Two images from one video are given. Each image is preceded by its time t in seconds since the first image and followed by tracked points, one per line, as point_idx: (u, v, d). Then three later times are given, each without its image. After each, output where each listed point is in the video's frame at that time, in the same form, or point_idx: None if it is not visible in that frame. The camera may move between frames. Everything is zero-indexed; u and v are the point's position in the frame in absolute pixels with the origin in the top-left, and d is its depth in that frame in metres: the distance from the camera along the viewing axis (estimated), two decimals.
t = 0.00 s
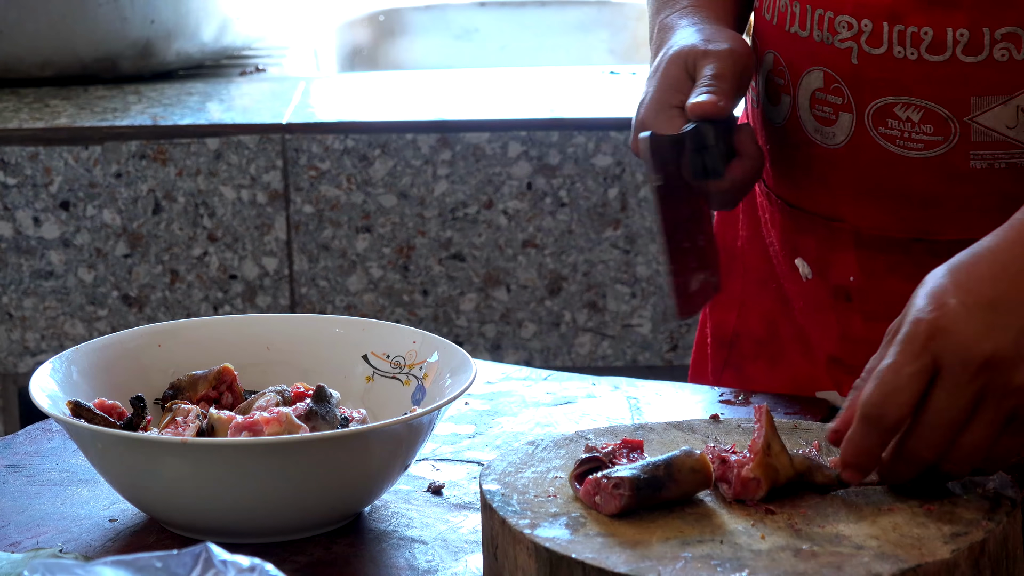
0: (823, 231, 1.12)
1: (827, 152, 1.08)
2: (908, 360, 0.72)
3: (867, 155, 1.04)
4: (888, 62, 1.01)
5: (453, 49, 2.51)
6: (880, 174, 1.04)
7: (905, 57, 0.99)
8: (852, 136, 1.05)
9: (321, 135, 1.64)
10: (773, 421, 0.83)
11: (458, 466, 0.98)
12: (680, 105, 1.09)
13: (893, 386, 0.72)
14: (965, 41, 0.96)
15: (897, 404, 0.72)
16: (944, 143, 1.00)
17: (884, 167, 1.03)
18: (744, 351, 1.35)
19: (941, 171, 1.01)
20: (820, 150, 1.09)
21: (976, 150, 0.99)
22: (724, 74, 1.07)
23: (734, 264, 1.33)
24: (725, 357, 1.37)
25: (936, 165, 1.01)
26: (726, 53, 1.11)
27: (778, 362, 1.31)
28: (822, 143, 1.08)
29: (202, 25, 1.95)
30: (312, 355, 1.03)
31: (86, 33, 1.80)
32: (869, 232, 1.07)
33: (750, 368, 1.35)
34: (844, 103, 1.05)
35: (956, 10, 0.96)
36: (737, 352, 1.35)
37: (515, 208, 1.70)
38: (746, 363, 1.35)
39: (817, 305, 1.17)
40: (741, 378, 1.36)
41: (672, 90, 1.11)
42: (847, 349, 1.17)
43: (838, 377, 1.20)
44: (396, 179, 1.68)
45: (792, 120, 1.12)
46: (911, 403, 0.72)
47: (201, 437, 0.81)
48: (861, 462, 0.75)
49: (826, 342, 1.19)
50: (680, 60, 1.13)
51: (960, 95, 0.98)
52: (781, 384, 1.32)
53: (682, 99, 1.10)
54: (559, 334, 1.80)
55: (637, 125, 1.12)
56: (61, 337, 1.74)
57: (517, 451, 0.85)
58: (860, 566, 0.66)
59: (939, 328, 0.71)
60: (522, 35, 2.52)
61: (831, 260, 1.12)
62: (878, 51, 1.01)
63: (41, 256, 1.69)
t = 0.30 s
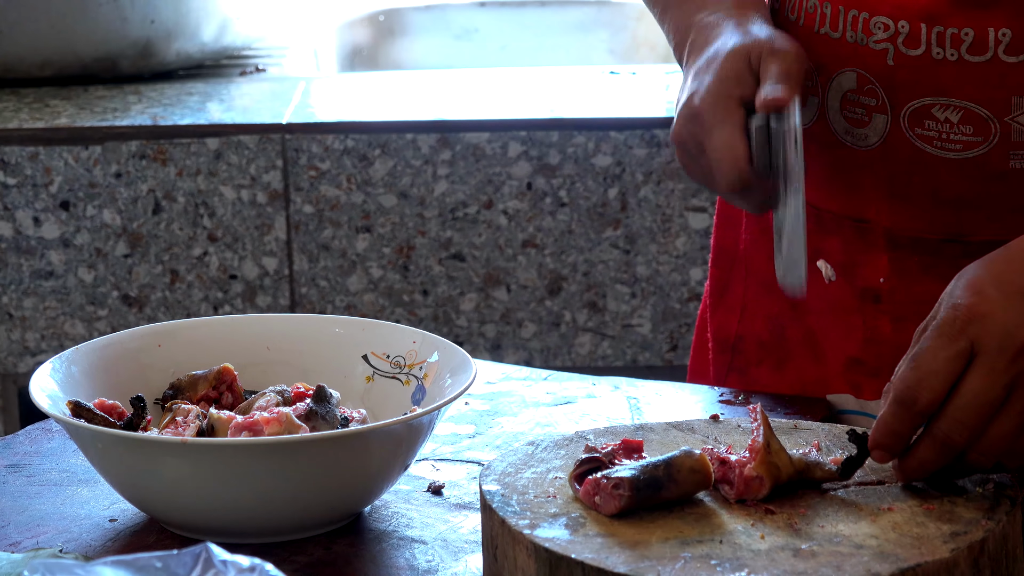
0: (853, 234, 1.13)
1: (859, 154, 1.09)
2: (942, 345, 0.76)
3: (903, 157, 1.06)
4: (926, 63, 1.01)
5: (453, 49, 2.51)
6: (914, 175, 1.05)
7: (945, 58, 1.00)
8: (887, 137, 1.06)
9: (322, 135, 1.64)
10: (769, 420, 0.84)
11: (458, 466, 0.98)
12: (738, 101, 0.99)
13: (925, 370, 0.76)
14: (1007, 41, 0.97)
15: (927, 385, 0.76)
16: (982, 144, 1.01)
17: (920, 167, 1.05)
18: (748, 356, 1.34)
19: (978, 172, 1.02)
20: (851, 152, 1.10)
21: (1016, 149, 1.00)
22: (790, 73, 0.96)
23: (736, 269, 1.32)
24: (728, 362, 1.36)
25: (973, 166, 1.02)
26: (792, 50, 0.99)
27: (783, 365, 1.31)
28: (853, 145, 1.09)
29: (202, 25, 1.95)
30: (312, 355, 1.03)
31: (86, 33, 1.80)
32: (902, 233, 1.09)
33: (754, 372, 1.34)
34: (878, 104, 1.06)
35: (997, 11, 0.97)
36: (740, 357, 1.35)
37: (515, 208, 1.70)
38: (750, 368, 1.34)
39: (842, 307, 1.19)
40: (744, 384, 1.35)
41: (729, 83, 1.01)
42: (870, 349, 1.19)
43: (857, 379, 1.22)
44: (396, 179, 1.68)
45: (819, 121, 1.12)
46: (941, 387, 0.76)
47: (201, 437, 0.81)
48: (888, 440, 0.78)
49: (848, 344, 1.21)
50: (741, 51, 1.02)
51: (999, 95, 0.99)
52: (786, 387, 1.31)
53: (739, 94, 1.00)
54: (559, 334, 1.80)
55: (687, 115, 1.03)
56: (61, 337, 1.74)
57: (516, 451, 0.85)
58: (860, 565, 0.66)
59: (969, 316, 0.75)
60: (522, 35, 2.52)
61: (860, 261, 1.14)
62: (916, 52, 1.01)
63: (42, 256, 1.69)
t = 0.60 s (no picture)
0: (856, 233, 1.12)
1: (863, 153, 1.09)
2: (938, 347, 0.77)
3: (909, 156, 1.06)
4: (933, 63, 1.01)
5: (453, 49, 2.50)
6: (917, 175, 1.06)
7: (952, 59, 1.00)
8: (892, 137, 1.07)
9: (322, 135, 1.64)
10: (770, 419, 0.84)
11: (458, 466, 0.98)
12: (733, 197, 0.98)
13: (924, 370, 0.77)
14: (1015, 43, 0.97)
15: (927, 385, 0.77)
16: (988, 145, 1.01)
17: (926, 167, 1.05)
18: (746, 352, 1.35)
19: (985, 173, 1.02)
20: (855, 151, 1.10)
21: (1021, 151, 1.01)
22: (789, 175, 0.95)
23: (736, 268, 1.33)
24: (727, 360, 1.37)
25: (978, 167, 1.02)
26: (790, 147, 0.99)
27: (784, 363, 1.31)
28: (858, 144, 1.10)
29: (202, 25, 1.96)
30: (312, 355, 1.03)
31: (86, 33, 1.80)
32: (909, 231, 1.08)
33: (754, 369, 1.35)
34: (884, 104, 1.06)
35: (1006, 13, 0.97)
36: (740, 355, 1.36)
37: (514, 208, 1.70)
38: (750, 364, 1.35)
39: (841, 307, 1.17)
40: (744, 381, 1.36)
41: (721, 177, 0.99)
42: (871, 348, 1.16)
43: (856, 381, 1.19)
44: (396, 179, 1.68)
45: (824, 120, 1.12)
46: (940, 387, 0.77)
47: (201, 436, 0.81)
48: (887, 437, 0.79)
49: (850, 342, 1.18)
50: (736, 143, 1.01)
51: (1006, 96, 0.99)
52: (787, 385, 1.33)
53: (736, 189, 0.99)
54: (559, 334, 1.80)
55: (678, 208, 1.02)
56: (61, 337, 1.74)
57: (516, 451, 0.85)
58: (862, 565, 0.66)
59: (964, 319, 0.76)
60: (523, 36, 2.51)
61: (862, 261, 1.13)
62: (924, 52, 1.01)
63: (42, 256, 1.69)
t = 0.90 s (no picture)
0: (851, 233, 1.13)
1: (861, 151, 1.09)
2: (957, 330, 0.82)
3: (905, 155, 1.06)
4: (932, 62, 1.01)
5: (453, 49, 2.50)
6: (914, 173, 1.06)
7: (950, 57, 1.00)
8: (889, 135, 1.06)
9: (322, 135, 1.64)
10: (765, 419, 0.84)
11: (458, 466, 0.98)
12: (722, 177, 0.98)
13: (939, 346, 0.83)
14: (1013, 42, 0.97)
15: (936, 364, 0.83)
16: (985, 145, 1.01)
17: (923, 166, 1.05)
18: (745, 351, 1.35)
19: (982, 172, 1.02)
20: (853, 149, 1.10)
21: (1019, 151, 1.00)
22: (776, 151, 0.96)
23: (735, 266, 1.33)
24: (726, 359, 1.37)
25: (975, 166, 1.02)
26: (774, 121, 0.99)
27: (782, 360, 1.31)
28: (855, 142, 1.09)
29: (202, 25, 1.96)
30: (312, 355, 1.03)
31: (86, 33, 1.80)
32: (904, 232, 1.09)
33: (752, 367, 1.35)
34: (882, 102, 1.05)
35: (1004, 11, 0.96)
36: (739, 353, 1.35)
37: (515, 208, 1.70)
38: (749, 363, 1.35)
39: (840, 305, 1.18)
40: (743, 380, 1.36)
41: (710, 159, 1.00)
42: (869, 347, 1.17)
43: (854, 378, 1.20)
44: (396, 179, 1.68)
45: (822, 118, 1.12)
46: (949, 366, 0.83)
47: (201, 436, 0.81)
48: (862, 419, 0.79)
49: (845, 339, 1.19)
50: (722, 121, 1.01)
51: (1004, 96, 0.99)
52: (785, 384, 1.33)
53: (725, 172, 0.99)
54: (559, 334, 1.80)
55: (669, 192, 1.02)
56: (61, 338, 1.74)
57: (516, 451, 0.85)
58: (863, 565, 0.66)
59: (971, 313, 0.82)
60: (522, 35, 2.51)
61: (858, 260, 1.13)
62: (922, 50, 1.01)
63: (41, 256, 1.69)
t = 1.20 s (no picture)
0: (845, 229, 1.16)
1: (852, 146, 1.14)
2: None
3: (894, 149, 1.09)
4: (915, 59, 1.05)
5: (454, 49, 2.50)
6: (902, 167, 1.09)
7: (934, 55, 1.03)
8: (877, 130, 1.10)
9: (322, 135, 1.64)
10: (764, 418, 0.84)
11: (458, 466, 0.98)
12: (719, 181, 1.10)
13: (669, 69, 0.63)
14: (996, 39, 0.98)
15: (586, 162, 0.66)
16: (970, 139, 1.04)
17: (910, 160, 1.08)
18: (748, 349, 1.35)
19: (967, 167, 1.05)
20: (845, 144, 1.15)
21: (1003, 146, 1.03)
22: (766, 152, 1.08)
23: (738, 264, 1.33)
24: (728, 358, 1.37)
25: (961, 160, 1.05)
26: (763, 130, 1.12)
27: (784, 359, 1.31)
28: (846, 138, 1.14)
29: (202, 25, 1.96)
30: (312, 354, 1.03)
31: (86, 33, 1.80)
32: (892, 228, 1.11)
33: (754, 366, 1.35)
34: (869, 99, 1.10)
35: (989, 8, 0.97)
36: (742, 352, 1.35)
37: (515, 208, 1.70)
38: (751, 361, 1.35)
39: (834, 304, 1.19)
40: (744, 379, 1.36)
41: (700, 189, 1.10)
42: (861, 344, 1.17)
43: (847, 375, 1.20)
44: (396, 179, 1.68)
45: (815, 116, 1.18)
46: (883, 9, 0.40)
47: (201, 437, 0.81)
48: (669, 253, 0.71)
49: (838, 337, 1.19)
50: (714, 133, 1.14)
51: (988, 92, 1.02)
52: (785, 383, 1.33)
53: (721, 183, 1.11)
54: (559, 334, 1.80)
55: (673, 200, 1.13)
56: (61, 338, 1.74)
57: (516, 452, 0.85)
58: (862, 565, 0.66)
59: None
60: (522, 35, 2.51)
61: (849, 256, 1.15)
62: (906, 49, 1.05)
63: (41, 256, 1.69)
